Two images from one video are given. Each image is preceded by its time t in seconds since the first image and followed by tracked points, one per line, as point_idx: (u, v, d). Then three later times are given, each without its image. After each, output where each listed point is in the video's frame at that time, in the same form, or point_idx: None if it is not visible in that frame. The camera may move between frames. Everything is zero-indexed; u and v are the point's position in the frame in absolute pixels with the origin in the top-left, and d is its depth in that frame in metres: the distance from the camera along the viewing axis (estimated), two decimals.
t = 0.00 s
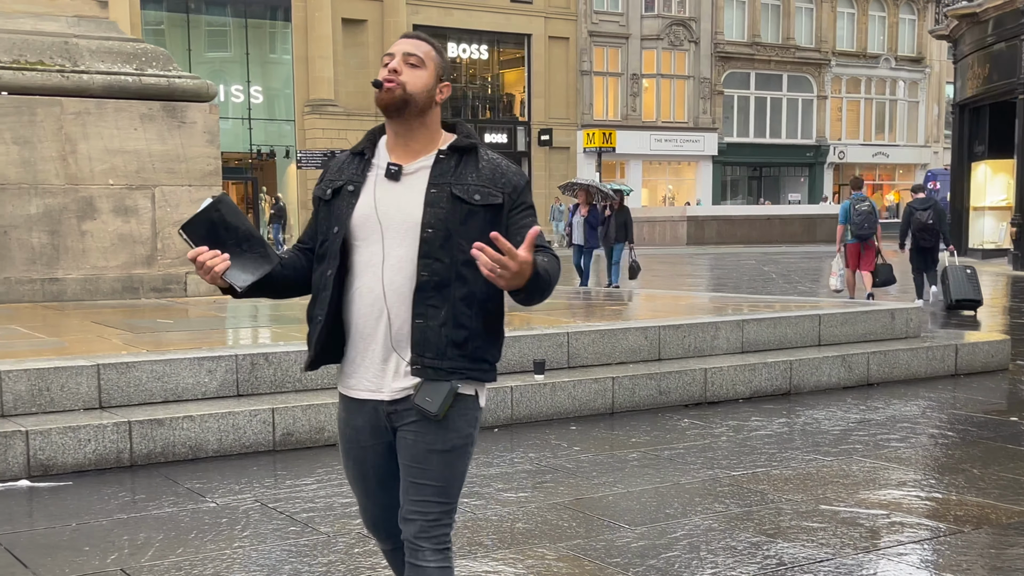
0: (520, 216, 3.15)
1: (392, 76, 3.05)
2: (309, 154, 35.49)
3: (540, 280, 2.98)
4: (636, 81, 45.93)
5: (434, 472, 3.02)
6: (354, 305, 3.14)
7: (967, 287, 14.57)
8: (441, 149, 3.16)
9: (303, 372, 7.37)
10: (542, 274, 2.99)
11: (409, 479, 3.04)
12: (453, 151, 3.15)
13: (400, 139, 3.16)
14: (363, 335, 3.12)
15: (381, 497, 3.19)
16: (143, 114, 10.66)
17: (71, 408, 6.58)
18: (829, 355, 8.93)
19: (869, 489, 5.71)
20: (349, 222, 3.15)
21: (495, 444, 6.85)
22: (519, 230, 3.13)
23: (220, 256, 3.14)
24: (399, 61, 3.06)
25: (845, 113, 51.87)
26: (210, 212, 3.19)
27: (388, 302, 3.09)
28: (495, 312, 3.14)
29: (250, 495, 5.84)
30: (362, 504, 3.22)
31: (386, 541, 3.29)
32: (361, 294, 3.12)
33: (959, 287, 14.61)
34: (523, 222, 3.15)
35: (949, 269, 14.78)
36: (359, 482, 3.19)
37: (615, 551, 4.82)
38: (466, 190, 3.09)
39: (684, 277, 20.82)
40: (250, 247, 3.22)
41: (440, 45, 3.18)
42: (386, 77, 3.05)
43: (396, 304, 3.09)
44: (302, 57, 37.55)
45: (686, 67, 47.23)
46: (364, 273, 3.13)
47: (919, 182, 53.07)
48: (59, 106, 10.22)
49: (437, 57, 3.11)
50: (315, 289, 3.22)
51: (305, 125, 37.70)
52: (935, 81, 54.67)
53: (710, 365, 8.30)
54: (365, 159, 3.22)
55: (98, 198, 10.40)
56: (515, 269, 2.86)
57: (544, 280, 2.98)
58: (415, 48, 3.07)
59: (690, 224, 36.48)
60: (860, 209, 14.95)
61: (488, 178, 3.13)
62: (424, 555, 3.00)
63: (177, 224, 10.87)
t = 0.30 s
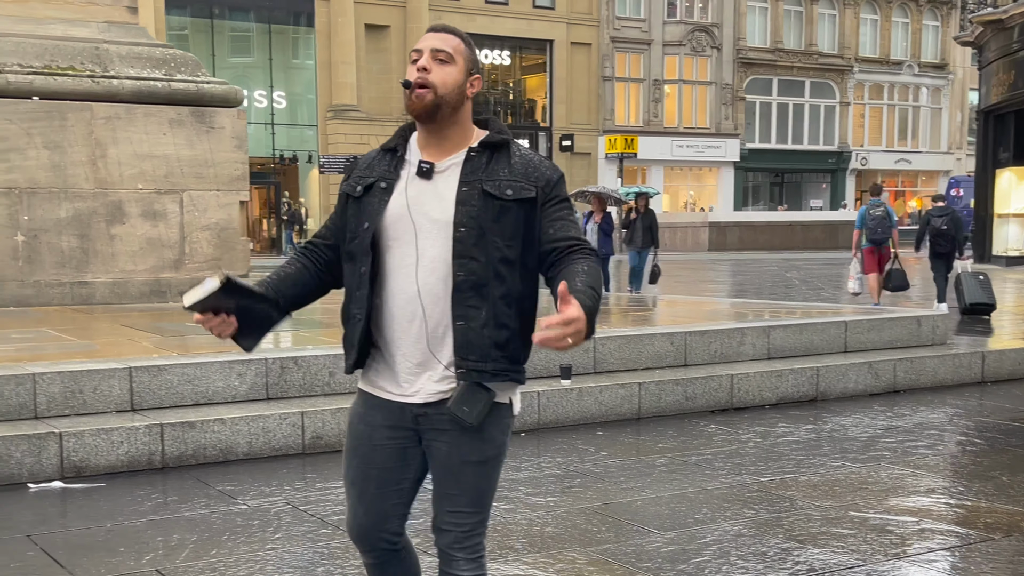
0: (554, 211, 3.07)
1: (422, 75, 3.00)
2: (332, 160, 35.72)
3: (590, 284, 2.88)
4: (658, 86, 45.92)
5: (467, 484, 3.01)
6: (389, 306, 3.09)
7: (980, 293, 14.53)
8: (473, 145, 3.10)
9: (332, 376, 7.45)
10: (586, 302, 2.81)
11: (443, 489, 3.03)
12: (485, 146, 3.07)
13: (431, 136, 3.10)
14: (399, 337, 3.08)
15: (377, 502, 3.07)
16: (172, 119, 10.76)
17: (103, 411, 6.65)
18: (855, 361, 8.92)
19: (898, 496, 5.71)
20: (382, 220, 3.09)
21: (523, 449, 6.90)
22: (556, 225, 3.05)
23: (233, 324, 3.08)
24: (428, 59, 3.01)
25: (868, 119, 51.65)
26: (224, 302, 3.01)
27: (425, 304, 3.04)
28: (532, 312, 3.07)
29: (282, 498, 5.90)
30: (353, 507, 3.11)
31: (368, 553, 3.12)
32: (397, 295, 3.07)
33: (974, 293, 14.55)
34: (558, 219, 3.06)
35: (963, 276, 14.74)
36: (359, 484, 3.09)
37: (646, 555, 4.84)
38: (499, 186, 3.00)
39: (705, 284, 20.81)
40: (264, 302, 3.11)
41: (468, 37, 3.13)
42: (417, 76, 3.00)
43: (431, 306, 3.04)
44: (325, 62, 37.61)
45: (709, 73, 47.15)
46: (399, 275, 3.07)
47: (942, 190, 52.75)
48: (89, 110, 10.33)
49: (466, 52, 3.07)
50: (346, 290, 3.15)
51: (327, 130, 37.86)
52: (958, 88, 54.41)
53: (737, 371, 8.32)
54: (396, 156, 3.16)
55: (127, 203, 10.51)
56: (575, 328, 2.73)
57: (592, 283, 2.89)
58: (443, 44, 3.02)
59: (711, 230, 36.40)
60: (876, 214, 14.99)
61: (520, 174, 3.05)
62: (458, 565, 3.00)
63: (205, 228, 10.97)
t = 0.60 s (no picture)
0: (572, 219, 3.12)
1: (439, 83, 3.02)
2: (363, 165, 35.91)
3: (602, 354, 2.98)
4: (690, 93, 45.83)
5: (498, 493, 3.07)
6: (413, 315, 3.11)
7: (1009, 300, 14.45)
8: (493, 151, 3.12)
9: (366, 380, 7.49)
10: (598, 379, 2.92)
11: (475, 497, 3.09)
12: (504, 151, 3.10)
13: (450, 144, 3.12)
14: (425, 346, 3.10)
15: (419, 511, 3.13)
16: (208, 124, 10.88)
17: (141, 413, 6.72)
18: (890, 370, 8.86)
19: (934, 505, 5.66)
20: (404, 228, 3.10)
21: (556, 455, 6.92)
22: (572, 236, 3.10)
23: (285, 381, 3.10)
24: (444, 66, 3.03)
25: (901, 126, 51.18)
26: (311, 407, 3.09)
27: (450, 313, 3.06)
28: (554, 319, 3.11)
29: (317, 501, 5.95)
30: (396, 516, 3.16)
31: (404, 560, 3.18)
32: (422, 304, 3.09)
33: (1002, 300, 14.48)
34: (578, 228, 3.11)
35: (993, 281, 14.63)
36: (394, 493, 3.15)
37: (681, 562, 4.83)
38: (521, 193, 3.03)
39: (736, 290, 20.72)
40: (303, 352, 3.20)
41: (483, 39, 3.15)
42: (434, 84, 3.02)
43: (456, 316, 3.06)
44: (358, 67, 38.15)
45: (741, 80, 46.95)
46: (423, 284, 3.09)
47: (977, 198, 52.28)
48: (127, 115, 10.46)
49: (480, 54, 3.08)
50: (369, 301, 3.17)
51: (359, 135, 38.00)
52: (994, 95, 53.91)
53: (771, 379, 8.28)
54: (413, 162, 3.16)
55: (163, 207, 10.64)
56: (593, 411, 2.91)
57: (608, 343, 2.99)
58: (458, 50, 3.04)
59: (743, 237, 36.23)
60: (906, 221, 15.05)
61: (542, 180, 3.08)
62: (491, 569, 3.08)
63: (240, 233, 11.07)
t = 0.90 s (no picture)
0: (602, 225, 3.20)
1: (472, 88, 3.06)
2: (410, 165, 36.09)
3: (624, 390, 3.15)
4: (740, 95, 45.46)
5: (536, 494, 3.16)
6: (447, 319, 3.17)
7: None
8: (526, 153, 3.18)
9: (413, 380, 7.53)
10: (620, 418, 3.11)
11: (512, 499, 3.17)
12: (538, 155, 3.16)
13: (484, 146, 3.17)
14: (459, 349, 3.16)
15: (462, 513, 3.22)
16: (259, 123, 11.01)
17: (190, 409, 6.80)
18: (941, 377, 8.73)
19: (986, 515, 5.56)
20: (438, 232, 3.15)
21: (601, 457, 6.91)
22: (602, 243, 3.19)
23: (381, 421, 3.26)
24: (477, 71, 3.07)
25: (954, 131, 50.39)
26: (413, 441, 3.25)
27: (485, 316, 3.12)
28: (586, 323, 3.20)
29: (363, 499, 5.98)
30: (440, 519, 3.25)
31: (449, 561, 3.27)
32: (456, 307, 3.15)
33: None
34: (609, 235, 3.21)
35: None
36: (436, 497, 3.24)
37: (726, 567, 4.79)
38: (556, 198, 3.10)
39: (785, 294, 20.52)
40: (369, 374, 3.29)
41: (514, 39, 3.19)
42: (468, 90, 3.06)
43: (490, 319, 3.13)
44: (406, 67, 37.96)
45: (792, 83, 46.47)
46: (457, 287, 3.15)
47: None
48: (179, 114, 10.60)
49: (512, 57, 3.13)
50: (403, 303, 3.23)
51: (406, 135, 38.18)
52: None
53: (819, 385, 8.20)
54: (446, 166, 3.22)
55: (214, 205, 10.76)
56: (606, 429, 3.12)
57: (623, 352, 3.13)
58: (491, 55, 3.08)
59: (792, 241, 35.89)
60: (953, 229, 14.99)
61: (575, 184, 3.15)
62: (529, 569, 3.18)
63: (289, 232, 11.17)
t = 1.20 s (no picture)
0: (645, 225, 3.20)
1: (515, 89, 3.04)
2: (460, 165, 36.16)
3: (659, 384, 3.12)
4: (793, 97, 44.99)
5: (576, 494, 3.17)
6: (487, 317, 3.16)
7: None
8: (570, 152, 3.18)
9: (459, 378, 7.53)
10: (652, 410, 3.07)
11: (553, 498, 3.18)
12: (583, 153, 3.16)
13: (527, 147, 3.17)
14: (499, 348, 3.15)
15: (504, 511, 3.24)
16: (311, 122, 11.10)
17: (239, 404, 6.88)
18: (994, 384, 8.56)
19: None
20: (481, 230, 3.15)
21: (647, 459, 6.86)
22: (646, 242, 3.18)
23: (421, 417, 3.24)
24: (520, 71, 3.05)
25: (1011, 134, 49.48)
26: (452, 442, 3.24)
27: (526, 315, 3.12)
28: (630, 323, 3.20)
29: (408, 496, 6.00)
30: (481, 517, 3.27)
31: (490, 560, 3.29)
32: (497, 306, 3.14)
33: None
34: (654, 234, 3.19)
35: None
36: (479, 496, 3.26)
37: (770, 571, 4.73)
38: (600, 197, 3.10)
39: (836, 298, 20.27)
40: (406, 372, 3.29)
41: (558, 39, 3.18)
42: (511, 91, 3.05)
43: (532, 318, 3.12)
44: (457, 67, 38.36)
45: (846, 84, 45.83)
46: (499, 285, 3.15)
47: None
48: (232, 111, 10.73)
49: (556, 57, 3.11)
50: (443, 301, 3.24)
51: (457, 135, 38.28)
52: None
53: (869, 389, 8.07)
54: (489, 164, 3.22)
55: (265, 202, 10.88)
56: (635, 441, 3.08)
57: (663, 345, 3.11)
58: (535, 55, 3.07)
59: (844, 244, 35.41)
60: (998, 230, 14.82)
61: (620, 183, 3.15)
62: (570, 569, 3.18)
63: (339, 230, 11.26)
